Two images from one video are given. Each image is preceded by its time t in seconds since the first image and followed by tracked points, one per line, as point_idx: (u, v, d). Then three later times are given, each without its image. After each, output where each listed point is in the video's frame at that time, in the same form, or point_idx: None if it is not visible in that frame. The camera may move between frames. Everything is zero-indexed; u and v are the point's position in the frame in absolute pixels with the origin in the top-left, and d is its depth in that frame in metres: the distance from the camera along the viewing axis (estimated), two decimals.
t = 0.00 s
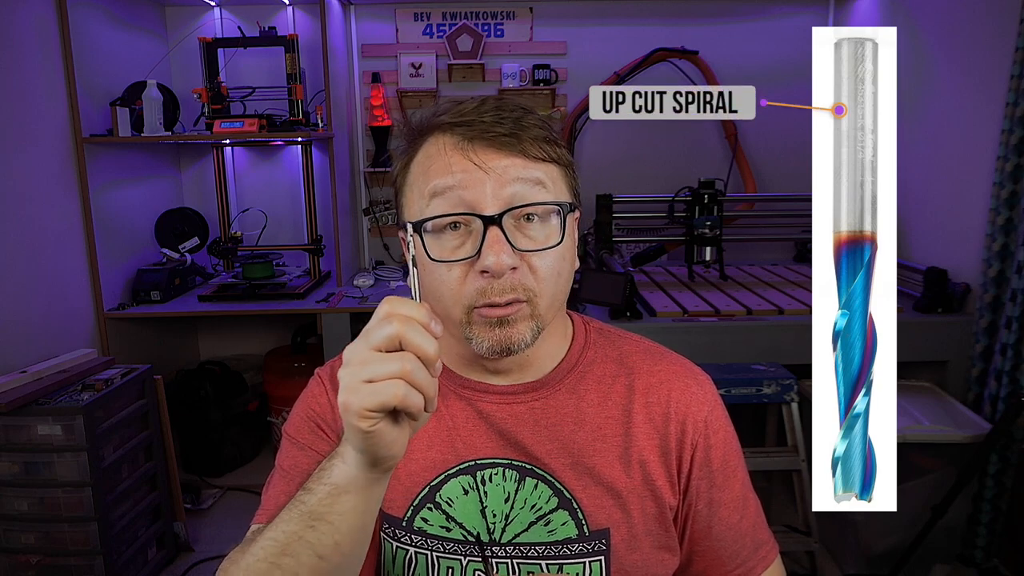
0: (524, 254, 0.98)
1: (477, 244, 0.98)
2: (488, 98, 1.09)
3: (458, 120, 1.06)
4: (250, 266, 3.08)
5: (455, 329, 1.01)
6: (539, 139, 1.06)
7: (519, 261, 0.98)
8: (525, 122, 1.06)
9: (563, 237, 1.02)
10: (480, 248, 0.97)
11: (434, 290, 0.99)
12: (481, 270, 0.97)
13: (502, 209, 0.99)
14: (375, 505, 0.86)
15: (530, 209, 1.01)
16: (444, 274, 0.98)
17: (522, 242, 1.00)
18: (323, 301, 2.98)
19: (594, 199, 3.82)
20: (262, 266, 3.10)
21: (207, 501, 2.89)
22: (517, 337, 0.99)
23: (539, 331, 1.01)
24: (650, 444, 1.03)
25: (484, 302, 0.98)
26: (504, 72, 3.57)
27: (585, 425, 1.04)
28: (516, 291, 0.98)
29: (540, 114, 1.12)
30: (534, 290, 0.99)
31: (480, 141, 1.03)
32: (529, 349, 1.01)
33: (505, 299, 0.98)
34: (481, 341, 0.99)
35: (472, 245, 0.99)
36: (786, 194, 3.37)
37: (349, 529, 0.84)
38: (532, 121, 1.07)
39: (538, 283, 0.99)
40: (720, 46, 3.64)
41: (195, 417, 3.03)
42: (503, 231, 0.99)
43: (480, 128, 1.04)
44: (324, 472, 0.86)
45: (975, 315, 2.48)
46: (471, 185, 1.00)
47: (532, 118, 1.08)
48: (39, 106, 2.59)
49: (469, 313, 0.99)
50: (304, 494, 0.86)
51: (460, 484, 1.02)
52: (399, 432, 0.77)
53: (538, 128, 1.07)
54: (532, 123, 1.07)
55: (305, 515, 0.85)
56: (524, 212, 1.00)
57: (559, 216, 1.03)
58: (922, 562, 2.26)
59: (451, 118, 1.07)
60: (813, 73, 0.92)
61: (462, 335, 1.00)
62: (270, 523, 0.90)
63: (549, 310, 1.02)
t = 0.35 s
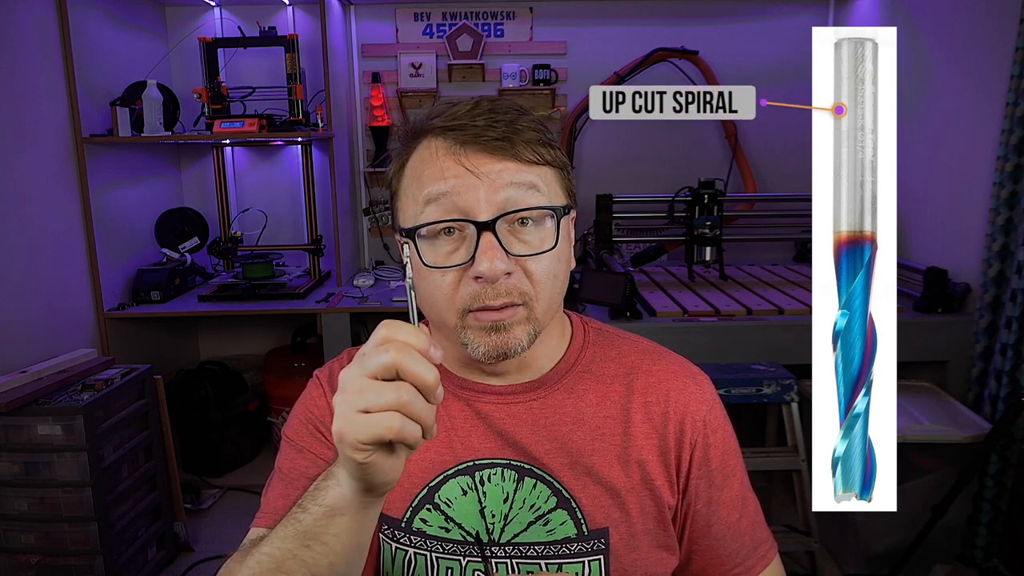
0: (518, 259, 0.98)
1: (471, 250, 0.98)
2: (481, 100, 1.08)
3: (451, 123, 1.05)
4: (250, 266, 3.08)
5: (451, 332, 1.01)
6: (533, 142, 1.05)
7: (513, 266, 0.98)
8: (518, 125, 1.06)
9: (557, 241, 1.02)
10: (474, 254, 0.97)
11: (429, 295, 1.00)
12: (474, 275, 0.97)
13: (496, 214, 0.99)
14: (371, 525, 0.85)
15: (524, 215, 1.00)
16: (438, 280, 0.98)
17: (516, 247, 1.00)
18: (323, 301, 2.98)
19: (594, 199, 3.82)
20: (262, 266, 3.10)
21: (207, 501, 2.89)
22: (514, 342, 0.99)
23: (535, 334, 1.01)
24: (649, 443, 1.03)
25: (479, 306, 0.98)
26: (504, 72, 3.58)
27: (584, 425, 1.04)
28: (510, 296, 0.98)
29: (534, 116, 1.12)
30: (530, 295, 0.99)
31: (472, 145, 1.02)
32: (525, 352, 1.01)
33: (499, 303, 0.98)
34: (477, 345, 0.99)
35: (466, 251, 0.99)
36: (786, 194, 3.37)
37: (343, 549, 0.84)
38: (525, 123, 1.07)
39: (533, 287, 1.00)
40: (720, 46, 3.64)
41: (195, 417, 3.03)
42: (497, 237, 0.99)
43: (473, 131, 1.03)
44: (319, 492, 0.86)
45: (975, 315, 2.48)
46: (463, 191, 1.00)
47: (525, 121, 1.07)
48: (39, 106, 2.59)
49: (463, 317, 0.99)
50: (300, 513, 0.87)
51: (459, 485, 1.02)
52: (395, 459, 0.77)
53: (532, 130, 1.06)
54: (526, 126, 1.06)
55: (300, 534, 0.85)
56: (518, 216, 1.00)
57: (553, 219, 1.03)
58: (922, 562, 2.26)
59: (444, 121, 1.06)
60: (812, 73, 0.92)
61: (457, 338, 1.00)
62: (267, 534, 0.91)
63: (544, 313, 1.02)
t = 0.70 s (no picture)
0: (516, 264, 0.99)
1: (469, 255, 0.99)
2: (478, 103, 1.08)
3: (448, 127, 1.05)
4: (250, 266, 3.08)
5: (451, 338, 1.01)
6: (530, 144, 1.04)
7: (511, 271, 0.98)
8: (516, 127, 1.05)
9: (555, 246, 1.02)
10: (472, 260, 0.98)
11: (429, 301, 1.00)
12: (473, 282, 0.97)
13: (494, 220, 0.99)
14: (361, 537, 0.86)
15: (522, 219, 1.00)
16: (436, 286, 0.99)
17: (514, 252, 1.00)
18: (323, 301, 2.98)
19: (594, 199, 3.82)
20: (262, 266, 3.10)
21: (207, 501, 2.89)
22: (513, 347, 0.99)
23: (535, 339, 1.01)
24: (649, 443, 1.04)
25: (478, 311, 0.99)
26: (504, 72, 3.58)
27: (583, 426, 1.04)
28: (509, 301, 0.98)
29: (533, 116, 1.11)
30: (528, 299, 1.00)
31: (469, 148, 1.01)
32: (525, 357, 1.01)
33: (499, 308, 0.98)
34: (479, 350, 0.99)
35: (464, 256, 0.99)
36: (787, 194, 3.37)
37: (335, 562, 0.85)
38: (524, 125, 1.06)
39: (531, 291, 1.00)
40: (721, 46, 3.64)
41: (195, 417, 3.03)
42: (495, 242, 0.99)
43: (470, 135, 1.03)
44: (310, 506, 0.85)
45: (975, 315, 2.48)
46: (461, 196, 0.99)
47: (523, 122, 1.06)
48: (39, 106, 2.59)
49: (463, 322, 0.99)
50: (290, 526, 0.86)
51: (457, 487, 1.02)
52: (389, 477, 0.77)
53: (529, 132, 1.05)
54: (524, 128, 1.05)
55: (292, 548, 0.85)
56: (516, 221, 1.00)
57: (551, 223, 1.02)
58: (922, 562, 2.27)
59: (440, 125, 1.05)
60: (812, 73, 0.92)
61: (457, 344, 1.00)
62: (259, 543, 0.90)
63: (543, 318, 1.02)
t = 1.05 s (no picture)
0: (531, 260, 0.99)
1: (485, 256, 0.99)
2: (469, 103, 1.07)
3: (446, 128, 1.04)
4: (250, 266, 3.08)
5: (469, 341, 1.01)
6: (528, 141, 1.04)
7: (528, 268, 0.98)
8: (512, 124, 1.04)
9: (562, 240, 1.03)
10: (489, 260, 0.97)
11: (448, 305, 1.01)
12: (492, 282, 0.97)
13: (506, 219, 0.99)
14: None
15: (532, 217, 0.99)
16: (454, 290, 1.00)
17: (527, 248, 0.99)
18: (323, 301, 2.98)
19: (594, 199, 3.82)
20: (262, 266, 3.10)
21: (207, 501, 2.89)
22: (535, 346, 1.01)
23: (553, 334, 1.03)
24: (645, 431, 1.04)
25: (498, 311, 0.99)
26: (504, 72, 3.58)
27: (580, 416, 1.04)
28: (527, 298, 0.99)
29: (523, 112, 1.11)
30: (544, 293, 1.00)
31: (473, 148, 1.00)
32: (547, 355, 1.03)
33: (519, 306, 0.99)
34: (500, 352, 1.00)
35: (480, 257, 0.99)
36: (786, 194, 3.37)
37: None
38: (517, 122, 1.06)
39: (546, 286, 1.00)
40: (720, 46, 3.64)
41: (195, 417, 3.03)
42: (510, 241, 0.98)
43: (471, 134, 1.02)
44: None
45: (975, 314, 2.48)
46: (471, 197, 0.98)
47: (518, 119, 1.06)
48: (39, 106, 2.59)
49: (483, 324, 1.00)
50: None
51: (452, 484, 1.02)
52: None
53: (524, 128, 1.05)
54: (518, 124, 1.05)
55: None
56: (527, 217, 0.99)
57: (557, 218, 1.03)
58: (922, 562, 2.30)
59: (437, 127, 1.04)
60: (812, 73, 0.92)
61: (477, 348, 1.00)
62: None
63: (558, 311, 1.03)
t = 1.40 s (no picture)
0: (508, 259, 0.99)
1: (461, 251, 0.99)
2: (461, 101, 1.07)
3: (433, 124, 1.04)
4: (250, 266, 3.08)
5: (440, 334, 1.01)
6: (517, 140, 1.04)
7: (504, 266, 0.98)
8: (503, 124, 1.04)
9: (545, 240, 1.02)
10: (464, 255, 0.98)
11: (420, 298, 1.01)
12: (465, 277, 0.98)
13: (484, 216, 0.99)
14: None
15: (511, 215, 1.00)
16: (427, 283, 1.00)
17: (505, 246, 1.00)
18: (323, 301, 2.98)
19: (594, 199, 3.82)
20: (262, 266, 3.10)
21: (207, 501, 2.89)
22: (506, 342, 0.99)
23: (528, 334, 1.02)
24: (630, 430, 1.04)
25: (470, 307, 0.99)
26: (504, 72, 3.59)
27: (566, 416, 1.04)
28: (502, 295, 0.99)
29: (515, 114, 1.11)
30: (519, 292, 1.00)
31: (458, 144, 1.01)
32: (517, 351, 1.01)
33: (492, 303, 0.99)
34: (468, 344, 0.99)
35: (456, 252, 1.00)
36: (786, 194, 3.37)
37: None
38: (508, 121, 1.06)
39: (523, 285, 1.00)
40: (721, 46, 3.64)
41: (195, 417, 3.03)
42: (487, 238, 0.99)
43: (457, 131, 1.02)
44: None
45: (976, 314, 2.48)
46: (450, 192, 0.99)
47: (508, 119, 1.06)
48: (39, 106, 2.59)
49: (452, 318, 1.00)
50: None
51: (440, 486, 1.01)
52: None
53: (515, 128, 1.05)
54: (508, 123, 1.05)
55: None
56: (506, 216, 1.00)
57: (541, 219, 1.03)
58: (924, 562, 2.34)
59: (426, 123, 1.03)
60: (812, 73, 0.91)
61: (447, 340, 1.01)
62: None
63: (536, 312, 1.02)
